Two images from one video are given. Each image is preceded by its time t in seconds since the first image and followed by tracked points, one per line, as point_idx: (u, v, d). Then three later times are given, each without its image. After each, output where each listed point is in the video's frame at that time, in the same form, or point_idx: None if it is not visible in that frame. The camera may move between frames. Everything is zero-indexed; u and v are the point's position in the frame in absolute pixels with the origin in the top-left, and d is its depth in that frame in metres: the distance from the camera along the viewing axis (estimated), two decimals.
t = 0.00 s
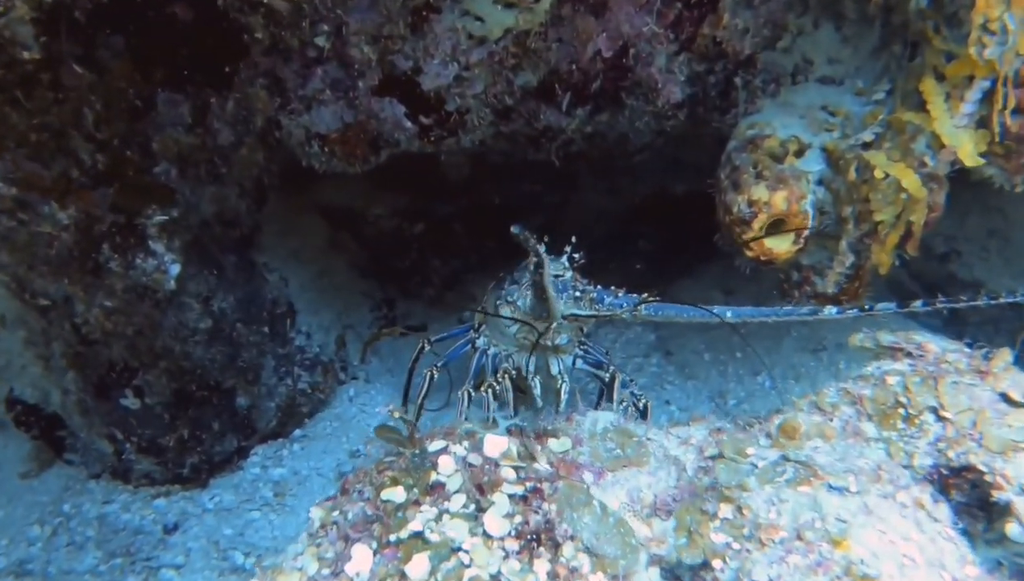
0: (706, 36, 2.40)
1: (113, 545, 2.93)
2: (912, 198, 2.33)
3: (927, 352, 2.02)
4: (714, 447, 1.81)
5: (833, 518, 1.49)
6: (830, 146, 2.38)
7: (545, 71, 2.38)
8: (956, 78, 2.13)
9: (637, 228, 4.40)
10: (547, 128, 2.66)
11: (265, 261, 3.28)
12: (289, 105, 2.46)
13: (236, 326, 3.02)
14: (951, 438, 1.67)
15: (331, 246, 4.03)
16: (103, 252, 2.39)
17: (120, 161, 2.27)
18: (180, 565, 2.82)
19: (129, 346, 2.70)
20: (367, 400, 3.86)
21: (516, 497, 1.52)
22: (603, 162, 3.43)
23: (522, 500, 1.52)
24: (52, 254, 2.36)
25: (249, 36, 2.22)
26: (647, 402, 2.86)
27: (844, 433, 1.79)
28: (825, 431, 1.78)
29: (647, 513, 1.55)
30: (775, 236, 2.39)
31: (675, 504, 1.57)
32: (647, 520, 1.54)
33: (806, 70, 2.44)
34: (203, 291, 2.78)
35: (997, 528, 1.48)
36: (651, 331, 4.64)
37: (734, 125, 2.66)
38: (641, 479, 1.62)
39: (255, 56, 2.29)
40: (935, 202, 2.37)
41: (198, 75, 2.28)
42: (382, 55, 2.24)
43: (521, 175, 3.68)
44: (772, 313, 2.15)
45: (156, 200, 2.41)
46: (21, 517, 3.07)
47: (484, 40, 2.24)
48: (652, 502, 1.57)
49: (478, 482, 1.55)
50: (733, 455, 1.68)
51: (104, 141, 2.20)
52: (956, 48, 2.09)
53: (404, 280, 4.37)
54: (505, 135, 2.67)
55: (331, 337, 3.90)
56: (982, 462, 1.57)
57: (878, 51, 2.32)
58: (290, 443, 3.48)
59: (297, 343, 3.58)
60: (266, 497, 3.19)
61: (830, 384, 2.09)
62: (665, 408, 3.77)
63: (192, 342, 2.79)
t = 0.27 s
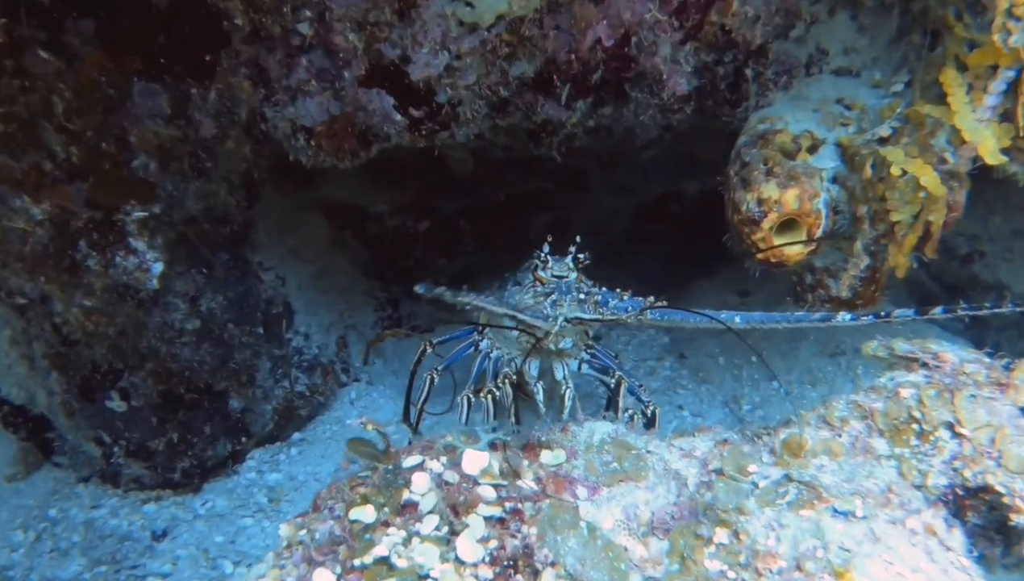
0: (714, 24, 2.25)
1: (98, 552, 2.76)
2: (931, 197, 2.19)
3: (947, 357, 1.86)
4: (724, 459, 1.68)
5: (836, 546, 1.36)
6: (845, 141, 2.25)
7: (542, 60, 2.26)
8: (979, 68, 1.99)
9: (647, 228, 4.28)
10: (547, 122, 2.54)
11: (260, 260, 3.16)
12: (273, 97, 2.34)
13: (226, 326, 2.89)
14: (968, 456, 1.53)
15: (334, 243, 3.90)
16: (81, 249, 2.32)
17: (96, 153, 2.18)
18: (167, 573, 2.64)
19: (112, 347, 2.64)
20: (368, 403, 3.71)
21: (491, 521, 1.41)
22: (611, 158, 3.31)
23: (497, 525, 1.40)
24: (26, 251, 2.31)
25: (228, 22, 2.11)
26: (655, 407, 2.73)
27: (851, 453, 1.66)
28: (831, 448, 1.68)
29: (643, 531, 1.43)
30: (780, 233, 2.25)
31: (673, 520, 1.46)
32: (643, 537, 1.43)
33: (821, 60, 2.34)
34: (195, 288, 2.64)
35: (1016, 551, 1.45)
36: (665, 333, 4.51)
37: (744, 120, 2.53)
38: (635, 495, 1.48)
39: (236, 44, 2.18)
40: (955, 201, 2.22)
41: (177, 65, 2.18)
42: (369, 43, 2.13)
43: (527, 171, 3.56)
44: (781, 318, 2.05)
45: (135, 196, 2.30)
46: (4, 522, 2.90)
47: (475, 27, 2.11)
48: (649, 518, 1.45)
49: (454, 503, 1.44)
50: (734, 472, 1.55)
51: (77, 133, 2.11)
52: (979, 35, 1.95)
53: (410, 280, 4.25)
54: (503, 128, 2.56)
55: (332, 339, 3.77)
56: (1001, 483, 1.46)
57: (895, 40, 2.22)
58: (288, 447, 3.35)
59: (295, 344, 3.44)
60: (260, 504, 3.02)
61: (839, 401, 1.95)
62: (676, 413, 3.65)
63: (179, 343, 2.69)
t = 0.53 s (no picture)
0: (719, 13, 2.12)
1: (82, 559, 2.69)
2: (947, 196, 2.09)
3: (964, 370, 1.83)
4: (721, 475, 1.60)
5: None
6: (857, 135, 2.16)
7: (538, 52, 2.15)
8: (1002, 60, 1.89)
9: (654, 221, 4.17)
10: (546, 115, 2.43)
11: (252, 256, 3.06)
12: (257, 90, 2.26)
13: (216, 325, 2.79)
14: (987, 480, 1.52)
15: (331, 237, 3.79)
16: (57, 248, 2.25)
17: (71, 149, 2.11)
18: None
19: (94, 350, 2.56)
20: (366, 401, 3.63)
21: (467, 552, 1.47)
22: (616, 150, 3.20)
23: (473, 557, 1.47)
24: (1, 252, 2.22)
25: (209, 11, 2.04)
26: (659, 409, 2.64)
27: (862, 474, 1.60)
28: (840, 467, 1.62)
29: (637, 552, 1.44)
30: (789, 234, 2.16)
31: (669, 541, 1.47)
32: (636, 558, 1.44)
33: (833, 50, 2.24)
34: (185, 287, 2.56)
35: None
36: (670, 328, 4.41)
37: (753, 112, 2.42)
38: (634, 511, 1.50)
39: (217, 35, 2.10)
40: (974, 200, 2.12)
41: (155, 58, 2.10)
42: (355, 34, 2.03)
43: (531, 163, 3.45)
44: (784, 324, 2.00)
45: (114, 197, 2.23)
46: None
47: (466, 17, 2.01)
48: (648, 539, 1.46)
49: (431, 531, 1.51)
50: (736, 493, 1.51)
51: (49, 129, 2.04)
52: (1000, 23, 1.87)
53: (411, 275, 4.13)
54: (500, 122, 2.45)
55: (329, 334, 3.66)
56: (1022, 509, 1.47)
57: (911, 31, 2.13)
58: (283, 446, 3.25)
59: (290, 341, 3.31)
60: (251, 505, 2.93)
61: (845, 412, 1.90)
62: (681, 410, 3.56)
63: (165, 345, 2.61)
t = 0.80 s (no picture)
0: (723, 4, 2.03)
1: (65, 567, 2.54)
2: (963, 196, 2.06)
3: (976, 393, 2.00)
4: (743, 480, 1.81)
5: None
6: (868, 131, 2.11)
7: (534, 45, 2.06)
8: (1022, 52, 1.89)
9: (657, 219, 4.10)
10: (542, 110, 2.34)
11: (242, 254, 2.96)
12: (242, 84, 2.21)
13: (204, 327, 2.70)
14: (1007, 503, 1.64)
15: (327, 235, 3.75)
16: (35, 251, 2.08)
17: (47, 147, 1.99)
18: None
19: (77, 354, 2.45)
20: (362, 402, 3.53)
21: None
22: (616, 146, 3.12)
23: None
24: None
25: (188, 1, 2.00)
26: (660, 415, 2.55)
27: (877, 492, 1.75)
28: (852, 488, 1.76)
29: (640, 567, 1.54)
30: (796, 234, 2.07)
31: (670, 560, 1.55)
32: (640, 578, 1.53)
33: (842, 42, 2.17)
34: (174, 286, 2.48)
35: None
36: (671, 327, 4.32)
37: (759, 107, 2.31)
38: (632, 526, 1.61)
39: (197, 27, 2.06)
40: (992, 200, 2.09)
41: (135, 51, 2.04)
42: (341, 25, 1.94)
43: (529, 160, 3.37)
44: (790, 334, 2.00)
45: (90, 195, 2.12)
46: None
47: (457, 8, 1.91)
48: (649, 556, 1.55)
49: (411, 558, 1.54)
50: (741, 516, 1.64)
51: (23, 125, 1.94)
52: None
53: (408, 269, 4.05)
54: (495, 117, 2.36)
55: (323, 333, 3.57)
56: None
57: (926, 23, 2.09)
58: (275, 448, 3.14)
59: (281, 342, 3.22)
60: (241, 509, 2.80)
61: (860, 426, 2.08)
62: (683, 410, 3.47)
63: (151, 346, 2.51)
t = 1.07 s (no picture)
0: None
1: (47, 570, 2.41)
2: (975, 194, 1.97)
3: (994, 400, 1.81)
4: (742, 492, 1.79)
5: None
6: (871, 125, 2.02)
7: (520, 35, 1.97)
8: None
9: (651, 211, 4.03)
10: (530, 103, 2.25)
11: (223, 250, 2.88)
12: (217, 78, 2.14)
13: (184, 326, 2.62)
14: None
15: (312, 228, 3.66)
16: (4, 250, 1.99)
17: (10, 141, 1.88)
18: None
19: (52, 355, 2.35)
20: (348, 400, 3.46)
21: None
22: (607, 137, 3.04)
23: None
24: None
25: None
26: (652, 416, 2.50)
27: (885, 517, 1.63)
28: (860, 511, 1.65)
29: None
30: (796, 233, 1.99)
31: None
32: None
33: (845, 31, 2.09)
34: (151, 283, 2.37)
35: None
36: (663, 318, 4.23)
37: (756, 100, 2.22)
38: (624, 544, 1.62)
39: (171, 17, 1.98)
40: (1003, 198, 2.00)
41: (106, 42, 1.95)
42: (319, 15, 1.84)
43: (519, 153, 3.30)
44: (784, 337, 1.94)
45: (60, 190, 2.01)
46: None
47: None
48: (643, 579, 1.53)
49: None
50: (741, 541, 1.59)
51: None
52: None
53: (395, 263, 3.99)
54: (481, 110, 2.27)
55: (308, 330, 3.52)
56: None
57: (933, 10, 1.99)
58: (260, 448, 3.08)
59: (265, 340, 3.15)
60: (223, 512, 2.70)
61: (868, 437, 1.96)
62: (676, 408, 3.40)
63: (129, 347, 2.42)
